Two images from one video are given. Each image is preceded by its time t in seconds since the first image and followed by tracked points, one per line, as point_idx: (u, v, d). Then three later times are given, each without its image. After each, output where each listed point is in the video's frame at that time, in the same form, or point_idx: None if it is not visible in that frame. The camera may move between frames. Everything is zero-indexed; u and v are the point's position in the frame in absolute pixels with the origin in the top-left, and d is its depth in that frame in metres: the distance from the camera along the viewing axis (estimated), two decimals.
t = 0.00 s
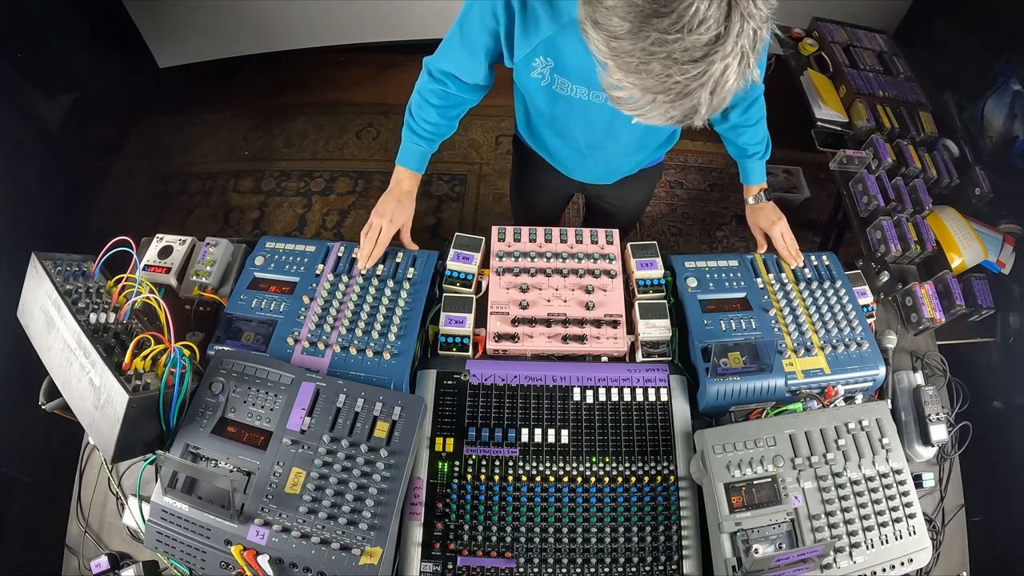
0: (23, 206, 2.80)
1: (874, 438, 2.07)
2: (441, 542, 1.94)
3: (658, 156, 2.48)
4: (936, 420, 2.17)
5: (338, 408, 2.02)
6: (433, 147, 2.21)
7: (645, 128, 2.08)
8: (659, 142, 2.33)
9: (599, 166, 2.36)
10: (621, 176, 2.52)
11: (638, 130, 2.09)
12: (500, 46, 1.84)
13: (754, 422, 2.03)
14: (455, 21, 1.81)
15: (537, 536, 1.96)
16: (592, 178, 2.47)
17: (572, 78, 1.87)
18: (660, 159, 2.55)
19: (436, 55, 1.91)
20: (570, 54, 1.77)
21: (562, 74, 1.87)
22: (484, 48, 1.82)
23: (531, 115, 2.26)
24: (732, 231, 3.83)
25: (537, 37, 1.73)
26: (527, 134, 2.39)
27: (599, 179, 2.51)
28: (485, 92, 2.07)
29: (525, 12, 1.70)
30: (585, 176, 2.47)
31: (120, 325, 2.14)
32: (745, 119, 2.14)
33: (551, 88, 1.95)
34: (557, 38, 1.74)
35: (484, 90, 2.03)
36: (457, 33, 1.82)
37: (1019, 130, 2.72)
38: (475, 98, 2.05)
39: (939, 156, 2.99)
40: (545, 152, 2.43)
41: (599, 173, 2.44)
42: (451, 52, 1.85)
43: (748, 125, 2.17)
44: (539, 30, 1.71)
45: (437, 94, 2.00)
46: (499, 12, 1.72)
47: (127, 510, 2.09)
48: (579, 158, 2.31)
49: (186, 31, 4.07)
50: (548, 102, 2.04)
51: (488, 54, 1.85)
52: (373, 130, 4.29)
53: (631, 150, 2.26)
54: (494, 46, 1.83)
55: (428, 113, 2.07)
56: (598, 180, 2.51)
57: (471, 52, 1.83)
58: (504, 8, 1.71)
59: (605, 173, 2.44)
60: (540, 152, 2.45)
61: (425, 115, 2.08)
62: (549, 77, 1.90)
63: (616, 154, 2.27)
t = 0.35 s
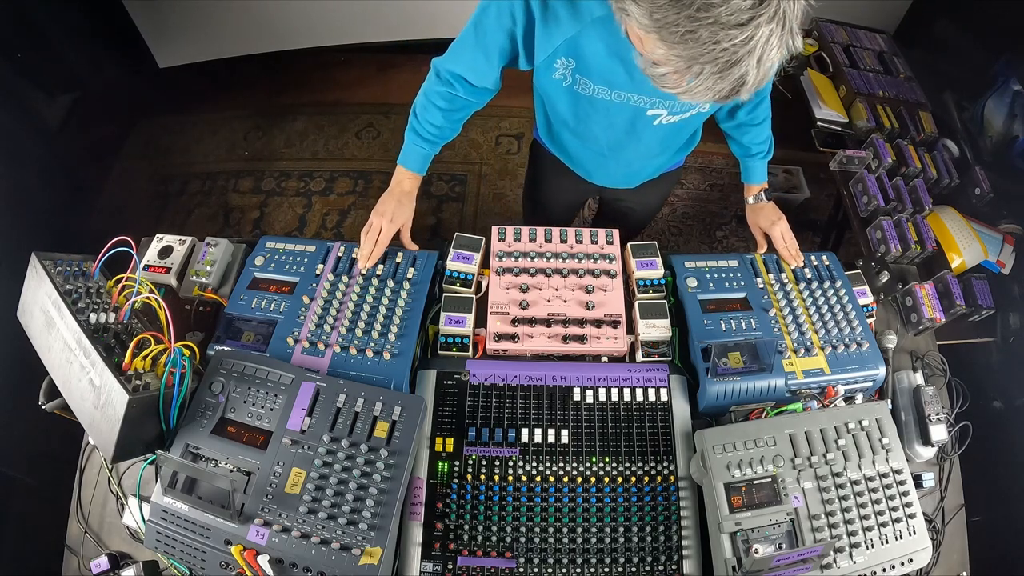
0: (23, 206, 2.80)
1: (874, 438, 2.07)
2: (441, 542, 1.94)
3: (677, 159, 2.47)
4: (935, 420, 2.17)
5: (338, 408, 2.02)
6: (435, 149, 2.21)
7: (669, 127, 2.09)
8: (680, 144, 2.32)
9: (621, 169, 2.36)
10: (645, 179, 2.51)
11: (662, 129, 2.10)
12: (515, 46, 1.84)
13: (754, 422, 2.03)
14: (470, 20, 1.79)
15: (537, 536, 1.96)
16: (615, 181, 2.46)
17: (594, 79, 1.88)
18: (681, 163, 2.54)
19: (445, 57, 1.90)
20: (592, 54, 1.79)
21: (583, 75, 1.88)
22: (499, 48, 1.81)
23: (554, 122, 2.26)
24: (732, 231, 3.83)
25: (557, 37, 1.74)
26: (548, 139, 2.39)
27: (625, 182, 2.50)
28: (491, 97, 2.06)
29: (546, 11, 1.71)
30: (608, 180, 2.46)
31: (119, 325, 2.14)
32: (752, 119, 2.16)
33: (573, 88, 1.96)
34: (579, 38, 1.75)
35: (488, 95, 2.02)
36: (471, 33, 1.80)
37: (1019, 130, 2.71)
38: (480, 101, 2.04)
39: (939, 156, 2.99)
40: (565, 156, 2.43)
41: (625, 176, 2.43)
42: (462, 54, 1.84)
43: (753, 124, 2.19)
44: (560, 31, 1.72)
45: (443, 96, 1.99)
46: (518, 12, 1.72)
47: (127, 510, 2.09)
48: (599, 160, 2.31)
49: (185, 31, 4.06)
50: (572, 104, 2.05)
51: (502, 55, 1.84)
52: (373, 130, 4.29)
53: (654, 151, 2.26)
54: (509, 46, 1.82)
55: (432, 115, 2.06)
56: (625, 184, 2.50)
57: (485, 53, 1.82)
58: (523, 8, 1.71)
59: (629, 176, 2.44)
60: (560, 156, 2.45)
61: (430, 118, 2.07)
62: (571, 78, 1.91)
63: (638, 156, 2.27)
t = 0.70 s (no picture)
0: (23, 206, 2.80)
1: (874, 438, 2.07)
2: (441, 542, 1.94)
3: (688, 159, 2.47)
4: (935, 420, 2.17)
5: (338, 408, 2.02)
6: (436, 150, 2.20)
7: (683, 128, 2.10)
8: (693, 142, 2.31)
9: (633, 170, 2.36)
10: (658, 179, 2.51)
11: (676, 130, 2.10)
12: (524, 52, 1.82)
13: (754, 422, 2.03)
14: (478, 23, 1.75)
15: (537, 536, 1.96)
16: (627, 182, 2.46)
17: (607, 83, 1.89)
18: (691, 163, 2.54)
19: (449, 59, 1.88)
20: (606, 59, 1.79)
21: (596, 78, 1.89)
22: (507, 53, 1.79)
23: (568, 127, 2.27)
24: (732, 230, 3.84)
25: (571, 43, 1.73)
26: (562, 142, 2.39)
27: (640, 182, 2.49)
28: (494, 99, 2.04)
29: (559, 17, 1.69)
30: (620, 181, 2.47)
31: (119, 325, 2.14)
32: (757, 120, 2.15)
33: (586, 91, 1.97)
34: (593, 43, 1.75)
35: (492, 98, 2.01)
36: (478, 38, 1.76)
37: (1019, 130, 2.71)
38: (484, 104, 2.04)
39: (939, 156, 3.00)
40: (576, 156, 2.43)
41: (639, 177, 2.43)
42: (468, 59, 1.81)
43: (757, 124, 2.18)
44: (574, 37, 1.71)
45: (447, 98, 1.98)
46: (529, 19, 1.70)
47: (127, 510, 2.09)
48: (611, 162, 2.31)
49: (185, 31, 4.05)
50: (585, 107, 2.06)
51: (510, 60, 1.82)
52: (373, 130, 4.29)
53: (666, 152, 2.26)
54: (517, 51, 1.79)
55: (435, 117, 2.05)
56: (637, 184, 2.50)
57: (493, 58, 1.80)
58: (535, 15, 1.69)
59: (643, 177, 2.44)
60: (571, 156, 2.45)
61: (432, 119, 2.07)
62: (585, 82, 1.92)
63: (652, 157, 2.27)
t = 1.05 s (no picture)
0: (23, 206, 2.80)
1: (874, 438, 2.07)
2: (441, 542, 1.94)
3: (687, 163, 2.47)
4: (935, 420, 2.17)
5: (338, 407, 2.02)
6: (435, 151, 2.21)
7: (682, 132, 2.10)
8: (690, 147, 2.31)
9: (632, 175, 2.35)
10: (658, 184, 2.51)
11: (675, 135, 2.10)
12: (520, 55, 1.82)
13: (754, 422, 2.03)
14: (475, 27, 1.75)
15: (537, 536, 1.96)
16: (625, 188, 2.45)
17: (605, 89, 1.88)
18: (692, 163, 2.54)
19: (446, 62, 1.87)
20: (604, 65, 1.79)
21: (594, 84, 1.88)
22: (503, 57, 1.79)
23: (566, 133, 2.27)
24: (732, 231, 3.84)
25: (568, 48, 1.74)
26: (559, 147, 2.39)
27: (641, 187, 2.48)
28: (492, 101, 2.05)
29: (555, 22, 1.70)
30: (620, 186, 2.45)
31: (119, 325, 2.14)
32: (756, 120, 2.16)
33: (583, 97, 1.96)
34: (591, 49, 1.75)
35: (490, 100, 2.00)
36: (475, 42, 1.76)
37: (1019, 130, 2.70)
38: (482, 105, 2.04)
39: (939, 156, 3.02)
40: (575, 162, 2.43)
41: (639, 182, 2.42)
42: (465, 62, 1.81)
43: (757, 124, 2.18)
44: (571, 41, 1.72)
45: (445, 99, 1.97)
46: (524, 24, 1.70)
47: (127, 510, 2.09)
48: (610, 166, 2.31)
49: (185, 31, 4.05)
50: (583, 114, 2.06)
51: (505, 63, 1.82)
52: (373, 130, 4.29)
53: (666, 155, 2.25)
54: (512, 55, 1.80)
55: (433, 117, 2.05)
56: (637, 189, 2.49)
57: (489, 62, 1.80)
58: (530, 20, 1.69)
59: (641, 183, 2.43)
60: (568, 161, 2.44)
61: (430, 120, 2.07)
62: (582, 88, 1.92)
63: (652, 162, 2.27)
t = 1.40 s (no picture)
0: (23, 206, 2.81)
1: (874, 438, 2.07)
2: (441, 542, 1.94)
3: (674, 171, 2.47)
4: (935, 420, 2.17)
5: (338, 408, 2.02)
6: (433, 149, 2.21)
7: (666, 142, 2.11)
8: (676, 155, 2.32)
9: (617, 184, 2.36)
10: (644, 194, 2.52)
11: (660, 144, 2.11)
12: (505, 63, 1.82)
13: (754, 422, 2.03)
14: (461, 33, 1.75)
15: (537, 536, 1.96)
16: (607, 197, 2.44)
17: (589, 99, 1.89)
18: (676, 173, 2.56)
19: (438, 64, 1.87)
20: (588, 75, 1.79)
21: (578, 95, 1.88)
22: (489, 64, 1.79)
23: (551, 142, 2.27)
24: (732, 231, 3.83)
25: (551, 59, 1.72)
26: (546, 159, 2.38)
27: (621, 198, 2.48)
28: (486, 101, 2.06)
29: (538, 32, 1.67)
30: (604, 197, 2.47)
31: (119, 325, 2.14)
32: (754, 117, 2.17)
33: (568, 107, 1.97)
34: (575, 59, 1.74)
35: (486, 99, 2.02)
36: (460, 49, 1.77)
37: (1019, 130, 2.70)
38: (476, 105, 2.04)
39: (939, 156, 3.01)
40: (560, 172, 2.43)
41: (624, 192, 2.43)
42: (454, 67, 1.81)
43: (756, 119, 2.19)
44: (554, 52, 1.70)
45: (439, 99, 1.97)
46: (506, 32, 1.68)
47: (127, 510, 2.09)
48: (594, 174, 2.32)
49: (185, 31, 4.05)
50: (567, 125, 2.07)
51: (492, 69, 1.81)
52: (373, 130, 4.29)
53: (651, 164, 2.27)
54: (497, 62, 1.79)
55: (429, 117, 2.05)
56: (621, 199, 2.50)
57: (475, 69, 1.80)
58: (512, 31, 1.68)
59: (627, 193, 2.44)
60: (554, 172, 2.43)
61: (427, 120, 2.07)
62: (567, 99, 1.92)
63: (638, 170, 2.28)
